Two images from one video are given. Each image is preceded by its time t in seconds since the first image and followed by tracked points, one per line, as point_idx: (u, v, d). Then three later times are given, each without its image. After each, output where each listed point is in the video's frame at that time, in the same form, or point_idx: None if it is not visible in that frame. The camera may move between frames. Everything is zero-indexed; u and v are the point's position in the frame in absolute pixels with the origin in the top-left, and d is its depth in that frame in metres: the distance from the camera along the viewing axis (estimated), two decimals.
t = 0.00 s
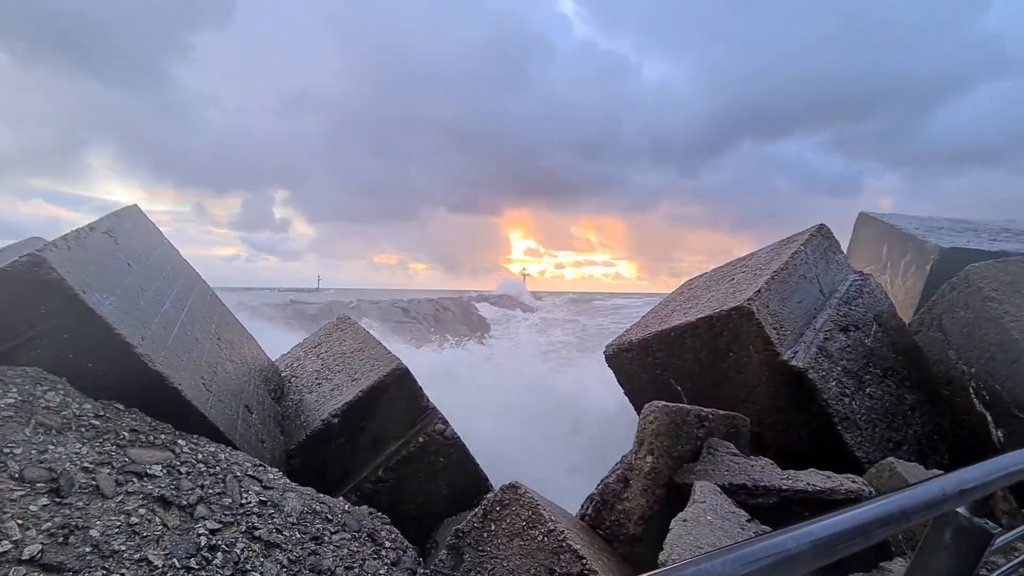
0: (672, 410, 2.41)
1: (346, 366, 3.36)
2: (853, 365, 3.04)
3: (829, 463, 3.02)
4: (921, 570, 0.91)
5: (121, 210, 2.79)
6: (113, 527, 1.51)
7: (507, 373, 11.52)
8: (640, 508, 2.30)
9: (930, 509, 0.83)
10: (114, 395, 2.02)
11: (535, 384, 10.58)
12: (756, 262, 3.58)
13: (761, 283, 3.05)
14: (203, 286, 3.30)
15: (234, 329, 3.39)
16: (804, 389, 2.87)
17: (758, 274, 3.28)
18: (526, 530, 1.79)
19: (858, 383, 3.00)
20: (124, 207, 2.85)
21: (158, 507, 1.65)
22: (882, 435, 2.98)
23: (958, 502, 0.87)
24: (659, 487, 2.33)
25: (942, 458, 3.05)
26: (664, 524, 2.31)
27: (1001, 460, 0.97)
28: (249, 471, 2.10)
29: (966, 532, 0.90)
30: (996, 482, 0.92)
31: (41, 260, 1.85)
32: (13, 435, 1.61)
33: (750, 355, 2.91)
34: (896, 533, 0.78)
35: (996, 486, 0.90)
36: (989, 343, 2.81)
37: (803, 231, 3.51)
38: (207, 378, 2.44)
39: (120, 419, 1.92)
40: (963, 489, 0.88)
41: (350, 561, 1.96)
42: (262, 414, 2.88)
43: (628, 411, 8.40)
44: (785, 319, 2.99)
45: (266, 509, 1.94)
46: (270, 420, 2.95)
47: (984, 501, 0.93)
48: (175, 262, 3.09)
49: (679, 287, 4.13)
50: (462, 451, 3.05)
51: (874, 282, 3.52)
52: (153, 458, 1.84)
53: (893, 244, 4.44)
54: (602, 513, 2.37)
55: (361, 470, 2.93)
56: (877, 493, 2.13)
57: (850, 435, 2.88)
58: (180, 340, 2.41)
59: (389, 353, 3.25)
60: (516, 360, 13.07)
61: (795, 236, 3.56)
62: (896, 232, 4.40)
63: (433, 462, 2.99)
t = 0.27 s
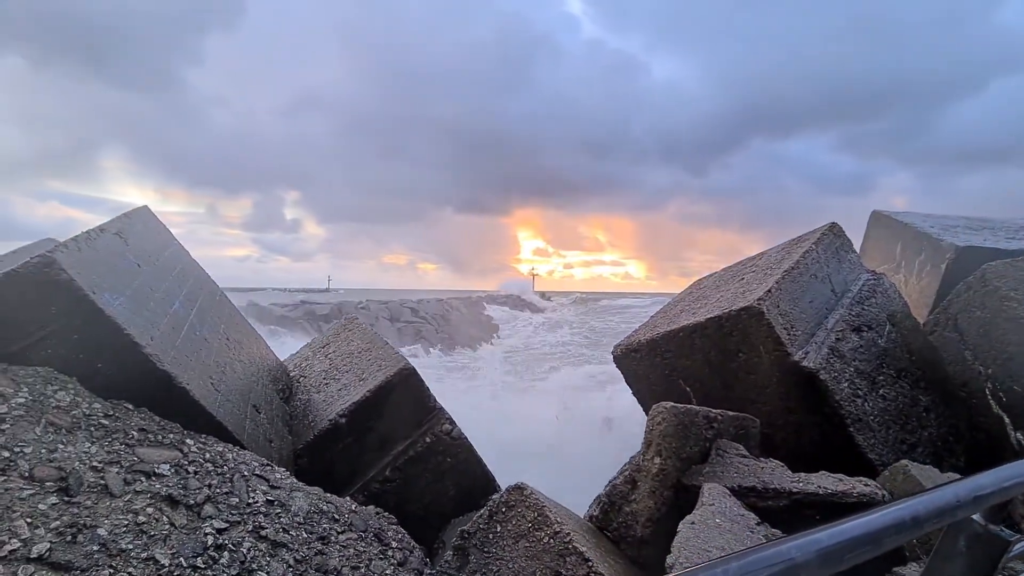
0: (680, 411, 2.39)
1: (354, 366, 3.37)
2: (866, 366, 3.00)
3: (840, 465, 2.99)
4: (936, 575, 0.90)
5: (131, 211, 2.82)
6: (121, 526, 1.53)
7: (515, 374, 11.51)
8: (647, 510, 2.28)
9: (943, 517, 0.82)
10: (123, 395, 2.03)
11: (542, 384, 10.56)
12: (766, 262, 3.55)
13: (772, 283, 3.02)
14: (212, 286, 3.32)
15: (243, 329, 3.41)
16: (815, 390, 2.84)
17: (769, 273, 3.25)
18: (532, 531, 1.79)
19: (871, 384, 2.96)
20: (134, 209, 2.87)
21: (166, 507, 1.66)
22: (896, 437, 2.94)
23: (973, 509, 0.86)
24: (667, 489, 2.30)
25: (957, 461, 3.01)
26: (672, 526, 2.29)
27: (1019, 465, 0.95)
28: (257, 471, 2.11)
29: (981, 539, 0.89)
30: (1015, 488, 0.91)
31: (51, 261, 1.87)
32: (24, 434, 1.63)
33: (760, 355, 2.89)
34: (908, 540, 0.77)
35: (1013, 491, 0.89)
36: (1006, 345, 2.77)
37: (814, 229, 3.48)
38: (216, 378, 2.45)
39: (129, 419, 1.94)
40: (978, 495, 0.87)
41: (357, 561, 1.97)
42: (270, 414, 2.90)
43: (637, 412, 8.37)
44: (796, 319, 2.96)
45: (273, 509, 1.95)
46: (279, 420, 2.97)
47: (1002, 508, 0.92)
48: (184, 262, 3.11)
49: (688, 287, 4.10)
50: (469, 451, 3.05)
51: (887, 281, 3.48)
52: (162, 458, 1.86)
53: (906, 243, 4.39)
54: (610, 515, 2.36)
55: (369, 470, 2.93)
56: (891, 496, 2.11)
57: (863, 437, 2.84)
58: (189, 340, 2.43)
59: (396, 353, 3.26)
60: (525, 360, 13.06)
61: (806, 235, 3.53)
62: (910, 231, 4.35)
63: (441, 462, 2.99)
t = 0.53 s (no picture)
0: (689, 413, 2.36)
1: (363, 367, 3.38)
2: (880, 367, 2.96)
3: (852, 468, 2.95)
4: None
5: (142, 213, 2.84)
6: (130, 525, 1.54)
7: (524, 374, 11.50)
8: (656, 513, 2.26)
9: (958, 526, 0.80)
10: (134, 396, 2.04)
11: (552, 385, 10.55)
12: (778, 262, 3.52)
13: (783, 284, 2.99)
14: (222, 287, 3.34)
15: (253, 330, 3.44)
16: (828, 392, 2.80)
17: (780, 273, 3.22)
18: (539, 534, 1.78)
19: (885, 386, 2.92)
20: (146, 212, 2.90)
21: (175, 506, 1.67)
22: (912, 440, 2.90)
23: (993, 518, 0.85)
24: (676, 492, 2.28)
25: (974, 464, 2.97)
26: (682, 530, 2.27)
27: None
28: (265, 471, 2.12)
29: (1000, 548, 0.88)
30: None
31: (63, 263, 1.89)
32: (36, 434, 1.65)
33: (771, 357, 2.86)
34: (922, 548, 0.76)
35: None
36: None
37: (827, 229, 3.44)
38: (225, 378, 2.47)
39: (139, 419, 1.95)
40: (998, 503, 0.85)
41: (364, 562, 1.98)
42: (279, 414, 2.91)
43: (647, 413, 8.34)
44: (808, 320, 2.93)
45: (282, 509, 1.96)
46: (288, 420, 2.99)
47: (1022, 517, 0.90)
48: (195, 264, 3.14)
49: (698, 287, 4.08)
50: (477, 452, 3.05)
51: (902, 281, 3.44)
52: (171, 458, 1.87)
53: (922, 243, 4.34)
54: (618, 517, 2.35)
55: (377, 471, 2.94)
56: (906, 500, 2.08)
57: (878, 440, 2.80)
58: (199, 341, 2.45)
59: (404, 354, 3.26)
60: (534, 361, 13.05)
61: (818, 235, 3.49)
62: (925, 230, 4.31)
63: (449, 463, 2.99)
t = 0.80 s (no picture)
0: (696, 414, 2.34)
1: (369, 366, 3.38)
2: (891, 369, 2.93)
3: (862, 471, 2.91)
4: None
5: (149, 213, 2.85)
6: (134, 525, 1.54)
7: (530, 374, 11.49)
8: (663, 515, 2.24)
9: (978, 536, 0.83)
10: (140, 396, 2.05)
11: (557, 385, 10.52)
12: (786, 262, 3.49)
13: (792, 284, 2.96)
14: (229, 287, 3.35)
15: (259, 329, 3.45)
16: (837, 393, 2.77)
17: (789, 273, 3.20)
18: (543, 536, 1.77)
19: (896, 387, 2.89)
20: (153, 211, 2.91)
21: (180, 506, 1.67)
22: (924, 443, 2.87)
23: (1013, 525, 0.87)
24: (683, 494, 2.26)
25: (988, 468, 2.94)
26: (688, 532, 2.25)
27: None
28: (270, 471, 2.12)
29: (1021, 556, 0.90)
30: None
31: (70, 263, 1.89)
32: (41, 433, 1.65)
33: (780, 358, 2.83)
34: (941, 559, 0.79)
35: None
36: None
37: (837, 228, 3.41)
38: (231, 378, 2.47)
39: (144, 418, 1.95)
40: (1016, 510, 0.88)
41: (368, 562, 1.97)
42: (285, 414, 2.91)
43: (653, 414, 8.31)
44: (817, 321, 2.91)
45: (286, 509, 1.96)
46: (294, 420, 2.99)
47: None
48: (202, 264, 3.15)
49: (705, 287, 4.06)
50: (483, 452, 3.05)
51: (913, 281, 3.41)
52: (176, 457, 1.87)
53: (934, 242, 4.30)
54: (624, 519, 2.34)
55: (382, 471, 2.94)
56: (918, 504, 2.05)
57: (889, 443, 2.76)
58: (205, 341, 2.45)
59: (410, 353, 3.26)
60: (540, 361, 13.03)
61: (828, 234, 3.46)
62: (937, 229, 4.26)
63: (455, 463, 2.99)
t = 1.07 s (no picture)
0: (700, 416, 2.31)
1: (371, 367, 3.37)
2: (897, 371, 2.90)
3: (868, 474, 2.89)
4: None
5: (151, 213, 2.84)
6: (133, 526, 1.53)
7: (532, 375, 11.46)
8: (666, 519, 2.21)
9: (996, 546, 0.84)
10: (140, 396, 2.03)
11: (560, 387, 10.49)
12: (791, 263, 3.47)
13: (797, 285, 2.94)
14: (231, 287, 3.34)
15: (261, 330, 3.44)
16: (843, 396, 2.75)
17: (794, 275, 3.17)
18: (546, 539, 1.75)
19: (902, 390, 2.86)
20: (155, 211, 2.90)
21: (179, 507, 1.66)
22: (931, 446, 2.84)
23: None
24: (686, 497, 2.23)
25: (996, 472, 2.92)
26: (692, 536, 2.23)
27: None
28: (270, 472, 2.10)
29: None
30: None
31: (70, 262, 1.88)
32: (40, 434, 1.64)
33: (785, 360, 2.81)
34: (960, 572, 0.80)
35: None
36: None
37: (842, 229, 3.39)
38: (232, 379, 2.46)
39: (145, 419, 1.94)
40: None
41: (369, 565, 1.96)
42: (286, 415, 2.90)
43: (657, 416, 8.28)
44: (823, 323, 2.88)
45: (286, 510, 1.95)
46: (296, 421, 2.98)
47: None
48: (205, 264, 3.14)
49: (709, 289, 4.04)
50: (485, 454, 3.03)
51: (920, 283, 3.38)
52: (176, 458, 1.86)
53: (941, 244, 4.27)
54: (628, 522, 2.32)
55: (384, 472, 2.92)
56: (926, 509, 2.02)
57: (896, 446, 2.73)
58: (207, 341, 2.44)
59: (412, 354, 3.25)
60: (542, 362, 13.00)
61: (833, 235, 3.44)
62: (943, 231, 4.24)
63: (457, 465, 2.97)
